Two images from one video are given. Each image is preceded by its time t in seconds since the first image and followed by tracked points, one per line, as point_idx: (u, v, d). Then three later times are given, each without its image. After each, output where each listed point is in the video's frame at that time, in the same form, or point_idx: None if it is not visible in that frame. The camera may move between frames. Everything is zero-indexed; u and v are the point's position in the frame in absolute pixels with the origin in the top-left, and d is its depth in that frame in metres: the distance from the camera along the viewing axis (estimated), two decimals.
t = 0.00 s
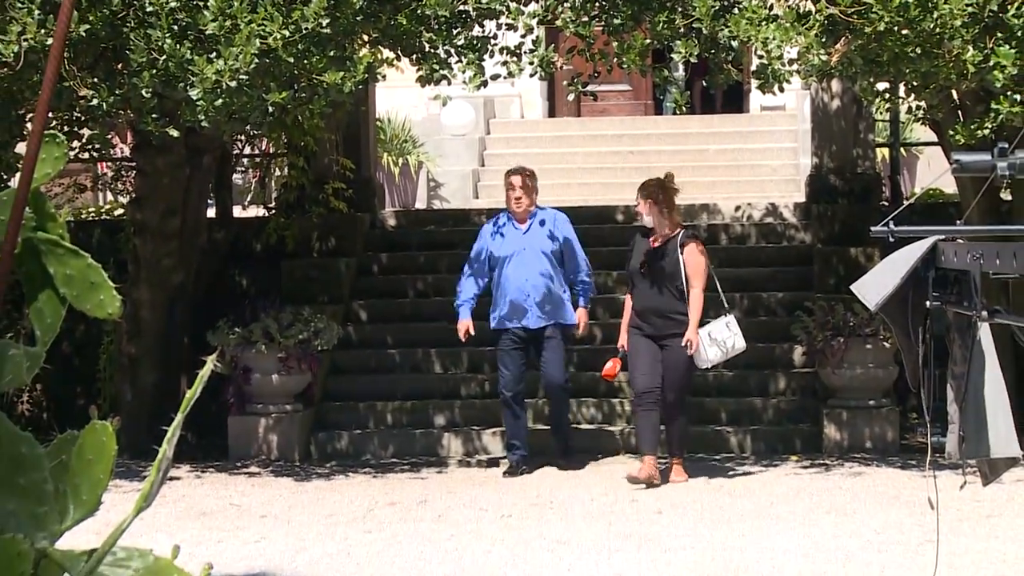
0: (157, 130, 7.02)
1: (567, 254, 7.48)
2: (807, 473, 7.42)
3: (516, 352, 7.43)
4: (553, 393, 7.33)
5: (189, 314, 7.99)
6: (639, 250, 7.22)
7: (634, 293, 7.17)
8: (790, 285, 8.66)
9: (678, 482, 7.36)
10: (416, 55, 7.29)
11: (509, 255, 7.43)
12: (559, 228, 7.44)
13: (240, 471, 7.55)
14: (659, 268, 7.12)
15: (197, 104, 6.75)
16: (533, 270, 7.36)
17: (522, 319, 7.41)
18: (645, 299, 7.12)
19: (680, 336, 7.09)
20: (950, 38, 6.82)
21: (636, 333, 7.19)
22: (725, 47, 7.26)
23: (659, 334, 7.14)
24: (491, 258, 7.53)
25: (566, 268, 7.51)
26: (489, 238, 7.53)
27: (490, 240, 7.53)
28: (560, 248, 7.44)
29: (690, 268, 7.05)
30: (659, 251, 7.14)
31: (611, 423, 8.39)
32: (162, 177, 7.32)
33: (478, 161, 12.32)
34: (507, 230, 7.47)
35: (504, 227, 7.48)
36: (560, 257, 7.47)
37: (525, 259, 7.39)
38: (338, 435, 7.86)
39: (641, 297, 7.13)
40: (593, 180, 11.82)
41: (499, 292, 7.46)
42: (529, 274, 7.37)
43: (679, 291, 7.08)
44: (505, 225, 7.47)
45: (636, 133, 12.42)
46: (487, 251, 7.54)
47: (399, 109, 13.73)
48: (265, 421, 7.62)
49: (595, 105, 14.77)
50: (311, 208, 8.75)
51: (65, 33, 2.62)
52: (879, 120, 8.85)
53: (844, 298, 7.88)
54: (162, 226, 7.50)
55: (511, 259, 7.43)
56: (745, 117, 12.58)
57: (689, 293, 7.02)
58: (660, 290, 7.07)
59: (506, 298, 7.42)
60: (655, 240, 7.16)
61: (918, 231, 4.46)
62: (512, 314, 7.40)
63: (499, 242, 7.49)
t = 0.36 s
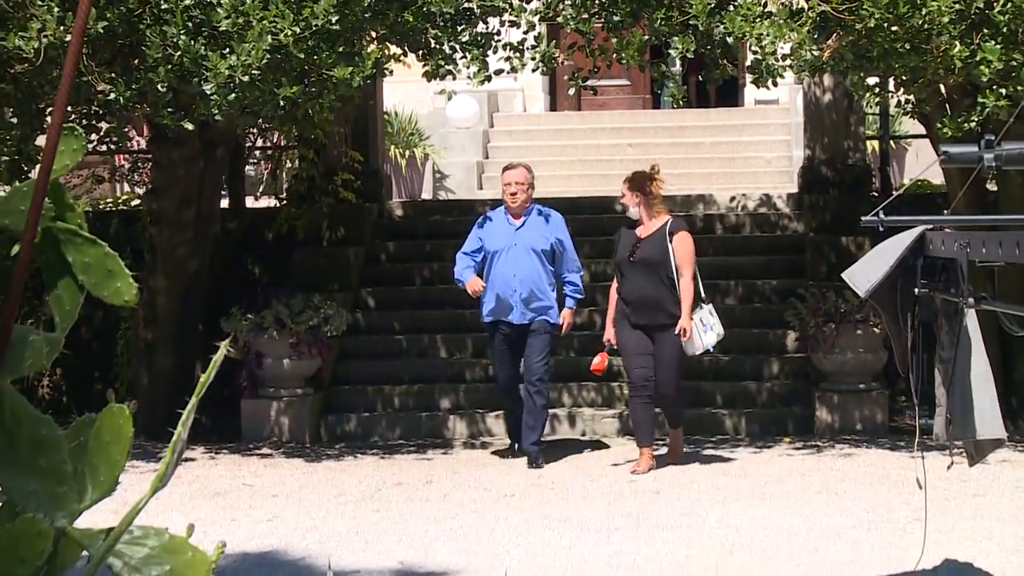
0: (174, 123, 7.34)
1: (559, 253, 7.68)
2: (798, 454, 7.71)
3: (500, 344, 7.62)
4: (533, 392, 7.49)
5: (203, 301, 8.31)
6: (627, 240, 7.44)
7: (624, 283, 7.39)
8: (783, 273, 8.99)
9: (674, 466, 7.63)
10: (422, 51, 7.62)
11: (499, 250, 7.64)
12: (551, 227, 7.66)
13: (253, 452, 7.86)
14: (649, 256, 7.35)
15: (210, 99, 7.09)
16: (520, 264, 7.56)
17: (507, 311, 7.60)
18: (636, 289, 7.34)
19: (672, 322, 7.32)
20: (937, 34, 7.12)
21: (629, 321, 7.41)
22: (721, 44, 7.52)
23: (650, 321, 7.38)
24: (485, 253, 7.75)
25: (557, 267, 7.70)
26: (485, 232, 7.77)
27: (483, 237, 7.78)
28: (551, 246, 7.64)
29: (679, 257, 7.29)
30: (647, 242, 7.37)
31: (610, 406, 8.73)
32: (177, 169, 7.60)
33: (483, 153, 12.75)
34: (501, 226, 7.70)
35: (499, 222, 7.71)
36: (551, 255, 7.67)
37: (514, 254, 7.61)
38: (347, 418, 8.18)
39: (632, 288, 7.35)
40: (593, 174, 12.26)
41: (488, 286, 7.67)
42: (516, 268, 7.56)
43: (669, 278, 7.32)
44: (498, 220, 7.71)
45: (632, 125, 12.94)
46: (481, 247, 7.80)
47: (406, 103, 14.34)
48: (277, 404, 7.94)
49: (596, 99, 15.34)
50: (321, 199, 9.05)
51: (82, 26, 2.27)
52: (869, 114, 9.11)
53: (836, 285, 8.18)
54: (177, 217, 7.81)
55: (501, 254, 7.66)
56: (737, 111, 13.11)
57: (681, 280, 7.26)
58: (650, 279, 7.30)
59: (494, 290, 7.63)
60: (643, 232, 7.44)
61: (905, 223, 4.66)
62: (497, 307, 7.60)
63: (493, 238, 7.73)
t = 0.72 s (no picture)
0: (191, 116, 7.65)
1: (548, 236, 7.91)
2: (791, 437, 8.00)
3: (494, 327, 7.86)
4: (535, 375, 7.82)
5: (216, 287, 8.63)
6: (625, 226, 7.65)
7: (622, 269, 7.59)
8: (777, 261, 9.30)
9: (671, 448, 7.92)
10: (428, 47, 7.91)
11: (489, 236, 7.87)
12: (537, 210, 7.88)
13: (266, 435, 8.16)
14: (646, 243, 7.57)
15: (224, 93, 7.40)
16: (512, 249, 7.77)
17: (500, 295, 7.83)
18: (634, 273, 7.56)
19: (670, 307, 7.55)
20: (926, 31, 7.40)
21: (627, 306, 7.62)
22: (717, 40, 7.79)
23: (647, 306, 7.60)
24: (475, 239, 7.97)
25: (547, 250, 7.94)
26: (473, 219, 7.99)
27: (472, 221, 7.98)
28: (540, 230, 7.86)
29: (676, 244, 7.53)
30: (644, 229, 7.59)
31: (609, 390, 9.05)
32: (191, 161, 7.94)
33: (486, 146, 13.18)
34: (489, 212, 7.92)
35: (487, 209, 7.93)
36: (541, 239, 7.90)
37: (505, 239, 7.82)
38: (356, 401, 8.49)
39: (631, 274, 7.56)
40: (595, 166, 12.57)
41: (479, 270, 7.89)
42: (508, 253, 7.78)
43: (667, 264, 7.54)
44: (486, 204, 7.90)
45: (633, 120, 13.25)
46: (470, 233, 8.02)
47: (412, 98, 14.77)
48: (288, 388, 8.25)
49: (596, 93, 15.79)
50: (331, 190, 9.36)
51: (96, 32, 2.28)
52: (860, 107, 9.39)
53: (828, 272, 8.48)
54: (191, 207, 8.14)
55: (491, 240, 7.87)
56: (736, 105, 13.41)
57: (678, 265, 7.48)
58: (650, 265, 7.52)
59: (486, 275, 7.85)
60: (636, 218, 7.64)
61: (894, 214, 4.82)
62: (489, 292, 7.84)
63: (482, 222, 7.93)
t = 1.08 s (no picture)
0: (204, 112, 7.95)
1: (524, 227, 8.13)
2: (783, 422, 8.29)
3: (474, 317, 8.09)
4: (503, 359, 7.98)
5: (228, 278, 8.93)
6: (626, 224, 7.58)
7: (624, 267, 7.52)
8: (771, 253, 9.62)
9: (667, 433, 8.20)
10: (433, 45, 8.19)
11: (465, 229, 8.11)
12: (512, 202, 8.11)
13: (276, 421, 8.46)
14: (648, 242, 7.50)
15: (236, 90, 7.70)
16: (488, 241, 8.01)
17: (479, 286, 8.06)
18: (637, 272, 7.48)
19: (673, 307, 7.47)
20: (914, 30, 7.68)
21: (628, 305, 7.53)
22: (713, 39, 8.09)
23: (649, 307, 7.51)
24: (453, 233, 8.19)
25: (523, 240, 8.16)
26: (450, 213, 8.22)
27: (450, 215, 8.23)
28: (516, 221, 8.09)
29: (678, 244, 7.47)
30: (646, 228, 7.53)
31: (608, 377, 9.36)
32: (204, 156, 8.22)
33: (489, 142, 13.54)
34: (466, 205, 8.16)
35: (463, 202, 8.18)
36: (517, 230, 8.12)
37: (482, 231, 8.06)
38: (363, 388, 8.80)
39: (634, 273, 7.47)
40: (595, 162, 12.90)
41: (458, 262, 8.13)
42: (484, 245, 8.02)
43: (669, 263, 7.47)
44: (462, 199, 8.15)
45: (631, 116, 13.59)
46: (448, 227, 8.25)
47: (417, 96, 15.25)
48: (298, 376, 8.56)
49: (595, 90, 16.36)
50: (339, 184, 9.66)
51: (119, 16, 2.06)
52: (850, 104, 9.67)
53: (819, 263, 8.78)
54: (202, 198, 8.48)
55: (469, 233, 8.11)
56: (731, 101, 13.78)
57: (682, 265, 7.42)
58: (653, 265, 7.44)
59: (464, 267, 8.09)
60: (640, 217, 7.58)
61: (886, 206, 4.99)
62: (468, 284, 8.08)
63: (458, 216, 8.17)
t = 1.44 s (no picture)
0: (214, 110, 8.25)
1: (513, 232, 8.17)
2: (774, 410, 8.59)
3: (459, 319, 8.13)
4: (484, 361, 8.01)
5: (238, 271, 9.24)
6: (618, 223, 7.64)
7: (616, 266, 7.57)
8: (764, 247, 9.95)
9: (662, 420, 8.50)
10: (436, 46, 8.51)
11: (454, 230, 8.14)
12: (501, 206, 8.15)
13: (285, 409, 8.78)
14: (641, 241, 7.55)
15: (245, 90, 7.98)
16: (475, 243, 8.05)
17: (465, 288, 8.10)
18: (629, 271, 7.54)
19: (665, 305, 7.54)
20: (901, 32, 7.95)
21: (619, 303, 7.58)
22: (706, 40, 8.38)
23: (643, 306, 7.57)
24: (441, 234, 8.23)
25: (512, 245, 8.18)
26: (438, 213, 8.26)
27: (439, 214, 8.27)
28: (504, 225, 8.12)
29: (670, 244, 7.55)
30: (639, 227, 7.59)
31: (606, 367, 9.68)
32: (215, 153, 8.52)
33: (490, 139, 13.87)
34: (455, 206, 8.19)
35: (453, 202, 8.22)
36: (505, 234, 8.15)
37: (471, 233, 8.10)
38: (369, 377, 9.11)
39: (628, 273, 7.52)
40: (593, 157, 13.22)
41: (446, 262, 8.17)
42: (472, 248, 8.06)
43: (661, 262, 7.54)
44: (453, 200, 8.19)
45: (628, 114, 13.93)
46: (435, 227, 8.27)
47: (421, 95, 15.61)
48: (306, 365, 8.87)
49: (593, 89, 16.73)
50: (345, 181, 9.98)
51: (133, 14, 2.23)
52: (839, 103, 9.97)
53: (809, 257, 9.09)
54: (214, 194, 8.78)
55: (456, 234, 8.15)
56: (723, 100, 14.16)
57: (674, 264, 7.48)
58: (647, 264, 7.49)
59: (451, 268, 8.13)
60: (632, 217, 7.63)
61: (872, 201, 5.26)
62: (455, 284, 8.12)
63: (448, 216, 8.20)
